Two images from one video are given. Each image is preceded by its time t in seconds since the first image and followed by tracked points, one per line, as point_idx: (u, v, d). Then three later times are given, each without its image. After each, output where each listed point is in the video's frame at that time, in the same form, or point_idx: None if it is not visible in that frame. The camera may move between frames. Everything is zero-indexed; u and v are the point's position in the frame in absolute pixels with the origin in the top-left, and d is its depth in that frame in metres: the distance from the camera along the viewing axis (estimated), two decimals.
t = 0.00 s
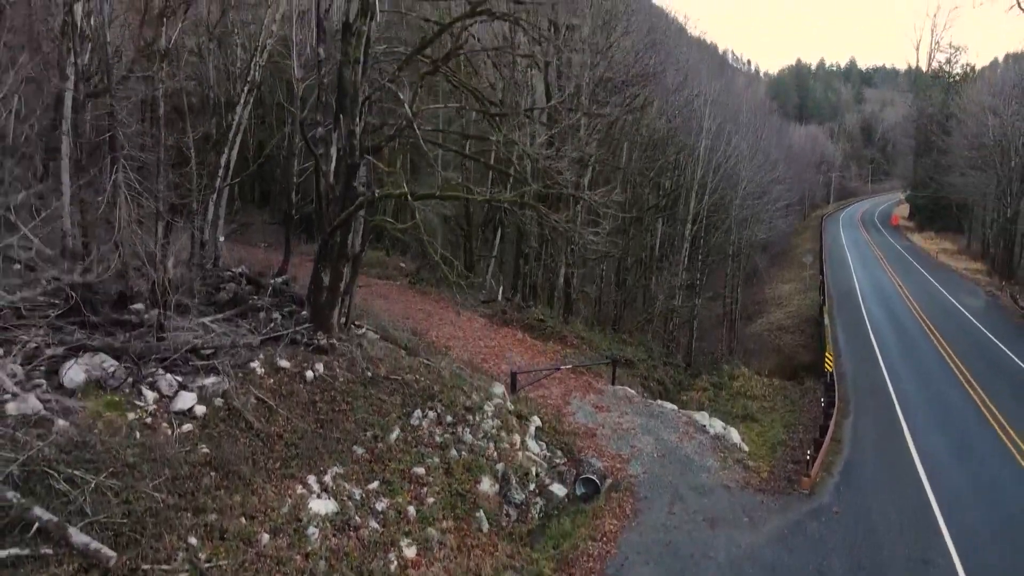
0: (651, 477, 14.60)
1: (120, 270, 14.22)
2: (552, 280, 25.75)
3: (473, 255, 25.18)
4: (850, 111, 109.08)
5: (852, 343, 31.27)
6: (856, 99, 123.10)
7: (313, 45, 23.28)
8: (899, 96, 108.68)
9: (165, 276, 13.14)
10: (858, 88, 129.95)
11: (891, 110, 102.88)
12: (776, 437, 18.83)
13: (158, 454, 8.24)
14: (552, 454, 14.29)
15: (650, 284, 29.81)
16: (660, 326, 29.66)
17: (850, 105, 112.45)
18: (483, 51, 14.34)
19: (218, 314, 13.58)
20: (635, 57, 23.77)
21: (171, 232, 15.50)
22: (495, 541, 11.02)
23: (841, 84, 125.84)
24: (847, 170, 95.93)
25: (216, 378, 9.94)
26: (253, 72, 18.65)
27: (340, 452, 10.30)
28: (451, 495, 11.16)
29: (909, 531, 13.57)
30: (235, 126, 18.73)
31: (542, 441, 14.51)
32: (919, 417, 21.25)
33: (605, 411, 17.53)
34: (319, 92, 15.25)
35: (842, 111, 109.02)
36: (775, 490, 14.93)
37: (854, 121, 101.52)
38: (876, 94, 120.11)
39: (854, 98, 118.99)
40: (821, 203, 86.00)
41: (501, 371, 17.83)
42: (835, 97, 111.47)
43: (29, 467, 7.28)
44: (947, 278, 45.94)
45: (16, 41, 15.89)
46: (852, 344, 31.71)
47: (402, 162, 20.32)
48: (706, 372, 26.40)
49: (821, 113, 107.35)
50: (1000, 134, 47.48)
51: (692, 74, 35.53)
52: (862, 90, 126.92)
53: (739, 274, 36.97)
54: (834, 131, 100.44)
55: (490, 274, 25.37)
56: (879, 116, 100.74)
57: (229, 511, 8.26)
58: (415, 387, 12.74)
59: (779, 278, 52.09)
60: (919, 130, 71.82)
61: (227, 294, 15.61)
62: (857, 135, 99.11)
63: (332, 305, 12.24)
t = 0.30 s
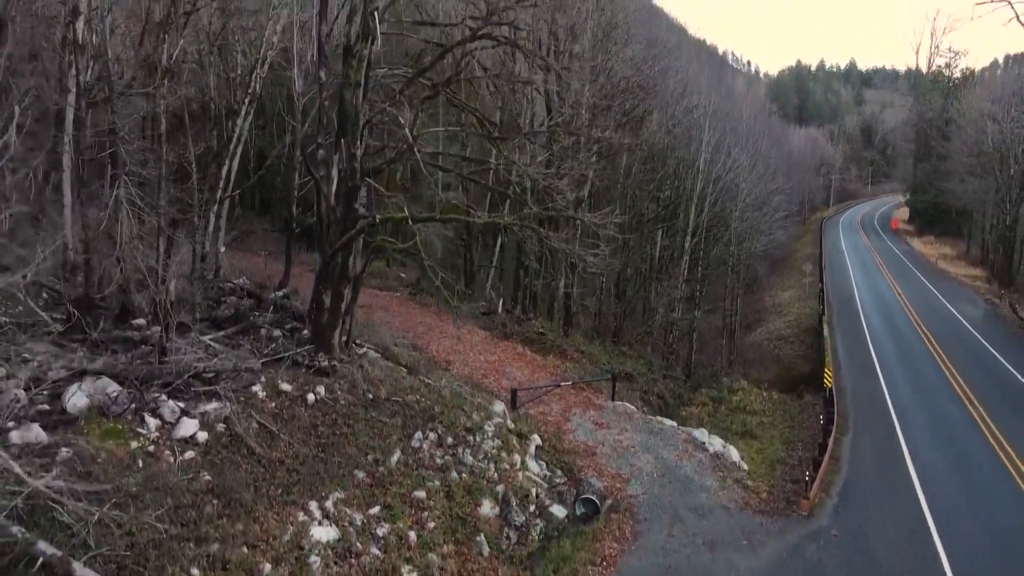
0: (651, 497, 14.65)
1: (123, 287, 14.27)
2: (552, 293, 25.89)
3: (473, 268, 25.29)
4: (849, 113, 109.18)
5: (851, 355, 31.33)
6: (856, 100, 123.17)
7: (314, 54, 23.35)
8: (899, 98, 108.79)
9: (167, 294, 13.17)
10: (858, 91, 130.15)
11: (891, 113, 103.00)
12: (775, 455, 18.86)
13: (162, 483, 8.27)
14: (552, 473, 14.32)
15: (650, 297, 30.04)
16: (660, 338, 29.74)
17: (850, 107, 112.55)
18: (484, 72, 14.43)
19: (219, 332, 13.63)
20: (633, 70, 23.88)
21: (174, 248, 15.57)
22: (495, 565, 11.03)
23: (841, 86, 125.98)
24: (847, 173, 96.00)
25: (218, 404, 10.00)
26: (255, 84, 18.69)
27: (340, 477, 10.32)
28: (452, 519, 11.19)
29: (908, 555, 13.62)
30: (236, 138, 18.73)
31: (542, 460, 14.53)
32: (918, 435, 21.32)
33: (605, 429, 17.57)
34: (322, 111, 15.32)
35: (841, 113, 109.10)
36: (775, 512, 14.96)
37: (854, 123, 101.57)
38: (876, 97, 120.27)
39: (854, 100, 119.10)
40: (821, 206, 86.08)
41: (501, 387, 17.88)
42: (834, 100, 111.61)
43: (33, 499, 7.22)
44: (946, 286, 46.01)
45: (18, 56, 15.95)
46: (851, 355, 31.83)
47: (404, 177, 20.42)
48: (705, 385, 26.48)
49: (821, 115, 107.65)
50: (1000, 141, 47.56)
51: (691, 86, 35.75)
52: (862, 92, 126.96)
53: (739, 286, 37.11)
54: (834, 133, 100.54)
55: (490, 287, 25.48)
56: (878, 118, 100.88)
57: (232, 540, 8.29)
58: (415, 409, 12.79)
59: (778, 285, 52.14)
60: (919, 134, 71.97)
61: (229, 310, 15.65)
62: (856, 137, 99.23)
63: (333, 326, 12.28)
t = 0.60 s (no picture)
0: (650, 517, 14.67)
1: (125, 303, 14.31)
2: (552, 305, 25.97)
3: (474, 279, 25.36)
4: (850, 115, 109.13)
5: (849, 367, 31.42)
6: (856, 102, 123.12)
7: (313, 64, 23.39)
8: (898, 100, 108.96)
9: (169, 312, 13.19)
10: (857, 93, 130.28)
11: (891, 115, 103.11)
12: (774, 472, 18.89)
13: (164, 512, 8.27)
14: (552, 491, 14.33)
15: (649, 309, 30.21)
16: (659, 348, 29.83)
17: (850, 109, 112.61)
18: (485, 91, 14.47)
19: (220, 349, 13.65)
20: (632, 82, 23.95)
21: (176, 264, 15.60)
22: None
23: (840, 88, 125.92)
24: (847, 175, 96.06)
25: (219, 428, 10.02)
26: (256, 96, 18.71)
27: (341, 501, 10.35)
28: (453, 542, 11.22)
29: None
30: (237, 149, 18.72)
31: (542, 478, 14.53)
32: (915, 452, 21.37)
33: (604, 445, 17.60)
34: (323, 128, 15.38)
35: (841, 115, 109.04)
36: (774, 532, 15.00)
37: (854, 125, 101.56)
38: (875, 97, 120.45)
39: (854, 101, 119.08)
40: (821, 209, 86.11)
41: (501, 402, 17.91)
42: (834, 101, 111.49)
43: (36, 531, 7.19)
44: (945, 293, 46.09)
45: (20, 73, 16.02)
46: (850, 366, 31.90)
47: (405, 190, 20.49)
48: (705, 397, 26.55)
49: (821, 118, 107.68)
50: (999, 147, 47.51)
51: (691, 96, 35.88)
52: (862, 92, 126.77)
53: (738, 296, 37.21)
54: (834, 135, 100.43)
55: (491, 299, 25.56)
56: (879, 118, 100.81)
57: (234, 568, 8.31)
58: (416, 429, 12.82)
59: (778, 292, 52.20)
60: (919, 138, 71.97)
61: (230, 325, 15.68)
62: (856, 140, 99.23)
63: (334, 346, 12.32)
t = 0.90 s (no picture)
0: (650, 535, 14.67)
1: (127, 317, 14.34)
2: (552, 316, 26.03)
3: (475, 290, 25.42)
4: (851, 117, 108.95)
5: (849, 373, 31.68)
6: (857, 104, 122.94)
7: (314, 74, 23.42)
8: (900, 103, 108.82)
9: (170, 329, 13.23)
10: (856, 92, 130.27)
11: (892, 117, 103.34)
12: (774, 488, 18.90)
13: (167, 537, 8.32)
14: (552, 507, 14.29)
15: (649, 319, 30.32)
16: (659, 358, 29.90)
17: (850, 111, 112.65)
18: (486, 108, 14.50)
19: (223, 364, 13.68)
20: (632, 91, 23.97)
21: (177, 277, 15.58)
22: None
23: (841, 89, 125.83)
24: (847, 178, 96.08)
25: (221, 450, 10.06)
26: (257, 106, 18.71)
27: (342, 522, 10.36)
28: (454, 562, 11.22)
29: None
30: (240, 159, 18.68)
31: (543, 495, 14.51)
32: (913, 460, 21.67)
33: (605, 459, 17.62)
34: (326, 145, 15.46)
35: (842, 118, 108.91)
36: (773, 552, 15.01)
37: (855, 128, 101.38)
38: (876, 99, 120.29)
39: (855, 102, 118.91)
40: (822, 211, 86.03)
41: (502, 416, 17.91)
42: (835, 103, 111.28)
43: (40, 559, 7.18)
44: (946, 300, 46.11)
45: (21, 88, 16.05)
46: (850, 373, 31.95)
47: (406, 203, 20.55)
48: (705, 409, 26.58)
49: (821, 121, 107.60)
50: (1000, 153, 47.38)
51: (691, 106, 35.98)
52: (864, 94, 126.64)
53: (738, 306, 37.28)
54: (835, 136, 100.25)
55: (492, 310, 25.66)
56: (880, 119, 100.49)
57: None
58: (417, 447, 12.84)
59: (778, 299, 52.22)
60: (920, 143, 71.86)
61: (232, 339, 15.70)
62: (857, 142, 99.16)
63: (336, 364, 12.36)
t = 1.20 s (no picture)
0: (655, 553, 14.61)
1: (134, 330, 14.43)
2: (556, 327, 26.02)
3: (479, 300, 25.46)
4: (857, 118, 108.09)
5: (853, 379, 31.69)
6: (864, 104, 122.07)
7: (319, 82, 23.43)
8: (907, 105, 107.99)
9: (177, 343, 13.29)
10: (861, 93, 129.54)
11: (899, 119, 102.50)
12: (778, 504, 18.82)
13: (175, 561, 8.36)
14: (556, 524, 14.17)
15: (654, 329, 30.29)
16: (663, 367, 29.86)
17: (856, 112, 111.85)
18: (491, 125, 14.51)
19: (229, 378, 13.73)
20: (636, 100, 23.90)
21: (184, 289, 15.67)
22: None
23: (847, 90, 124.99)
24: (853, 180, 95.37)
25: (227, 470, 10.15)
26: (263, 115, 18.73)
27: (347, 541, 10.34)
28: None
29: None
30: (246, 167, 18.72)
31: (548, 512, 14.40)
32: (917, 466, 21.72)
33: (608, 473, 17.62)
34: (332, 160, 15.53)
35: (848, 120, 108.13)
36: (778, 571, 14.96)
37: (861, 128, 100.47)
38: (883, 100, 119.37)
39: (861, 104, 118.04)
40: (827, 213, 85.62)
41: (506, 430, 17.86)
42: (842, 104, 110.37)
43: None
44: (951, 305, 45.91)
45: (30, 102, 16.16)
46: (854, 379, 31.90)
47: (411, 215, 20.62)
48: (709, 420, 26.55)
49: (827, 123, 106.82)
50: (1007, 158, 46.93)
51: (695, 114, 35.91)
52: (870, 95, 125.76)
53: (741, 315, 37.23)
54: (841, 138, 99.59)
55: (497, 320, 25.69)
56: (887, 120, 99.57)
57: None
58: (422, 465, 12.83)
59: (783, 305, 52.00)
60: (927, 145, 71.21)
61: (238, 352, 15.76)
62: (863, 143, 98.40)
63: (341, 381, 12.42)
